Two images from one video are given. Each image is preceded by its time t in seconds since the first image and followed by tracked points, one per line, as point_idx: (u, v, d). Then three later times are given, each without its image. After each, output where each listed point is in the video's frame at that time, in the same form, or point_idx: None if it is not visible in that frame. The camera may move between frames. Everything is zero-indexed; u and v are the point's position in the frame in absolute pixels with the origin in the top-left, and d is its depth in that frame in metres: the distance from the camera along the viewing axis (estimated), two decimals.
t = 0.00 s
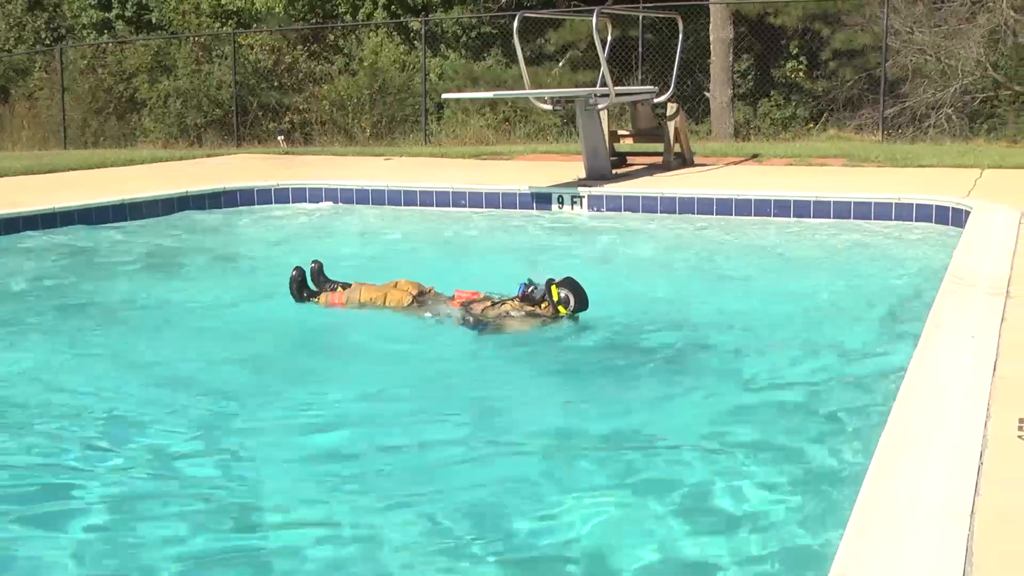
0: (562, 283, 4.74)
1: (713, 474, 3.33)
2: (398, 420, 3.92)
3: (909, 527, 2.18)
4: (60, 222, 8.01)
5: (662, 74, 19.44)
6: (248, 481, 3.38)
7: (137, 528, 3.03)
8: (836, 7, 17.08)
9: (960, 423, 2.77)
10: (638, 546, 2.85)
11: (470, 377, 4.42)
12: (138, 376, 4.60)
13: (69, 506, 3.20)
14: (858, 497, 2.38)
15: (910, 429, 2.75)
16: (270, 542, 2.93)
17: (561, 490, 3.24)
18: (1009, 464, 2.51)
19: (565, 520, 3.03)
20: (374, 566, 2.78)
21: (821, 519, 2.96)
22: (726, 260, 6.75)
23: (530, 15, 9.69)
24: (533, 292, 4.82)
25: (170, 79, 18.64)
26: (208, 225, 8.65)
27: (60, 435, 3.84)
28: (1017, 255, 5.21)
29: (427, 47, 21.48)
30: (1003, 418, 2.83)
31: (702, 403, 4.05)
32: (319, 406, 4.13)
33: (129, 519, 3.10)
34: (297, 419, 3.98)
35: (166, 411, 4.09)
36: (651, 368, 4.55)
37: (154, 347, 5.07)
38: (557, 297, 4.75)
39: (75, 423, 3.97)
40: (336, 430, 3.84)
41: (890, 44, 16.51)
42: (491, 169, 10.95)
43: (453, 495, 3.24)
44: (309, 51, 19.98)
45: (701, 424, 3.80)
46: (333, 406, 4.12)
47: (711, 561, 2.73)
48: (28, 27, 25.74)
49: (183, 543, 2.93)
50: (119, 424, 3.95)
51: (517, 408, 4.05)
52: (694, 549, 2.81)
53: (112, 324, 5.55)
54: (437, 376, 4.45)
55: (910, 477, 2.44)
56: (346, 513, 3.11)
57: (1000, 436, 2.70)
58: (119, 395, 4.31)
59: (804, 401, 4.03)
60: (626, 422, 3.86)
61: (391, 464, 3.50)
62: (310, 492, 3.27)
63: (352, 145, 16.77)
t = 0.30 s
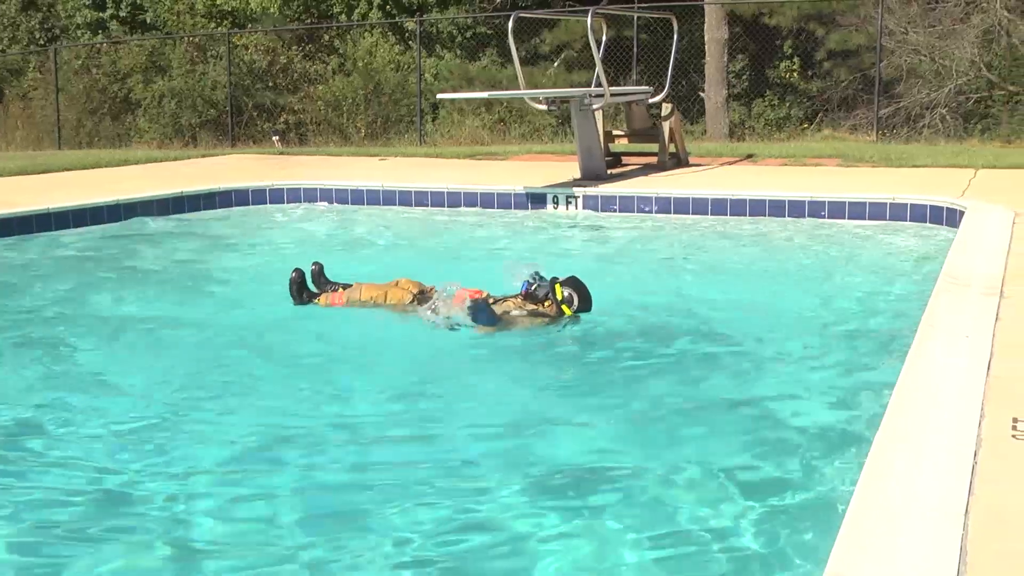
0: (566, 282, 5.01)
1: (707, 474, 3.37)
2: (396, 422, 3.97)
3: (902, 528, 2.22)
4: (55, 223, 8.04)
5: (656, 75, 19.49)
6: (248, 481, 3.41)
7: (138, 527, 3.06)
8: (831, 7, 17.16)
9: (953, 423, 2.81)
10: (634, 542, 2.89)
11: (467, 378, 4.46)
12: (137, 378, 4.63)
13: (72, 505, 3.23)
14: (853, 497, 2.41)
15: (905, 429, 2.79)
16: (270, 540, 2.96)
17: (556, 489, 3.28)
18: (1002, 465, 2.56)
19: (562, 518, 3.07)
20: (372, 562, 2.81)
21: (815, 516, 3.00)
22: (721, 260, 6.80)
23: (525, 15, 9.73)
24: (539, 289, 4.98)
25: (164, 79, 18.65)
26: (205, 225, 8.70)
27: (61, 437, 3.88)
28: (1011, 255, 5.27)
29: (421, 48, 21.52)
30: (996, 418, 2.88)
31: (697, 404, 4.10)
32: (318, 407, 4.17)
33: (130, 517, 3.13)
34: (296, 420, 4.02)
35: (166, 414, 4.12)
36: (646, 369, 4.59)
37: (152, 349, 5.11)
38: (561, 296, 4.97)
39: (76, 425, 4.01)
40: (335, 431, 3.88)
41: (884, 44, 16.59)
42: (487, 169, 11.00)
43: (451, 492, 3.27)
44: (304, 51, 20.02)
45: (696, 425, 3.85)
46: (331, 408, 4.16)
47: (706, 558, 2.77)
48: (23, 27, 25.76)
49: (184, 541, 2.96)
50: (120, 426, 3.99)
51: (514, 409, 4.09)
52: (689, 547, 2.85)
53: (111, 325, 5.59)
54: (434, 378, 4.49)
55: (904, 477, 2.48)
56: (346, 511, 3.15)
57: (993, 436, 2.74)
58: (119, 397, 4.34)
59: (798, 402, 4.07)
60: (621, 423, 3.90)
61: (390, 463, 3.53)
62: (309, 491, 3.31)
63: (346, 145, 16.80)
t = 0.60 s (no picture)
0: (565, 280, 4.99)
1: (701, 474, 3.35)
2: (387, 422, 3.94)
3: (896, 527, 2.20)
4: (50, 223, 8.00)
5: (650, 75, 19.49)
6: (239, 483, 3.38)
7: (126, 531, 3.03)
8: (824, 7, 17.21)
9: (946, 423, 2.80)
10: (628, 545, 2.86)
11: (459, 379, 4.44)
12: (127, 379, 4.59)
13: (60, 508, 3.20)
14: (846, 497, 2.39)
15: (896, 428, 2.78)
16: (260, 544, 2.93)
17: (548, 491, 3.26)
18: (994, 466, 2.55)
19: (554, 520, 3.04)
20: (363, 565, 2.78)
21: (809, 517, 2.97)
22: (714, 260, 6.79)
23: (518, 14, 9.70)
24: (539, 288, 4.96)
25: (156, 79, 18.61)
26: (198, 225, 8.66)
27: (50, 438, 3.84)
28: (1005, 255, 5.26)
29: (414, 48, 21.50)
30: (989, 419, 2.87)
31: (690, 404, 4.07)
32: (308, 409, 4.14)
33: (118, 522, 3.10)
34: (287, 421, 3.99)
35: (155, 415, 4.09)
36: (638, 369, 4.57)
37: (142, 349, 5.07)
38: (561, 295, 4.95)
39: (64, 426, 3.97)
40: (325, 433, 3.85)
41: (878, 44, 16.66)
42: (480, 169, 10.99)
43: (442, 494, 3.25)
44: (297, 51, 20.00)
45: (689, 425, 3.82)
46: (321, 409, 4.13)
47: (699, 562, 2.74)
48: (14, 26, 25.69)
49: (172, 546, 2.93)
50: (109, 427, 3.95)
51: (506, 410, 4.06)
52: (682, 549, 2.82)
53: (103, 325, 5.57)
54: (425, 379, 4.47)
55: (896, 476, 2.47)
56: (336, 513, 3.12)
57: (985, 437, 2.73)
58: (109, 399, 4.31)
59: (791, 400, 4.05)
60: (614, 423, 3.88)
61: (381, 465, 3.50)
62: (299, 493, 3.28)
63: (340, 145, 16.78)
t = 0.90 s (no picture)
0: (563, 275, 4.86)
1: (700, 471, 3.27)
2: (378, 419, 3.86)
3: (891, 528, 2.13)
4: (41, 223, 7.89)
5: (645, 75, 19.40)
6: (226, 481, 3.29)
7: (110, 529, 2.94)
8: (819, 7, 17.15)
9: (937, 422, 2.73)
10: (626, 543, 2.78)
11: (452, 375, 4.36)
12: (115, 377, 4.50)
13: (36, 505, 3.12)
14: (840, 498, 2.32)
15: (891, 428, 2.70)
16: (248, 542, 2.85)
17: (543, 488, 3.18)
18: (988, 465, 2.47)
19: (550, 517, 2.96)
20: (354, 564, 2.70)
21: (810, 513, 2.90)
22: (712, 259, 6.71)
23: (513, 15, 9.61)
24: (536, 288, 4.84)
25: (151, 79, 18.48)
26: (191, 225, 8.57)
27: (34, 435, 3.75)
28: (1001, 255, 5.19)
29: (411, 48, 21.38)
30: (983, 418, 2.80)
31: (687, 402, 4.00)
32: (298, 405, 4.06)
33: (101, 520, 3.01)
34: (276, 418, 3.91)
35: (143, 412, 4.00)
36: (631, 366, 4.50)
37: (131, 348, 4.99)
38: (559, 291, 4.81)
39: (48, 423, 3.88)
40: (315, 429, 3.77)
41: (872, 44, 16.62)
42: (476, 169, 10.90)
43: (434, 492, 3.17)
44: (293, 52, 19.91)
45: (688, 422, 3.75)
46: (312, 406, 4.04)
47: (698, 559, 2.67)
48: (9, 26, 25.55)
49: (157, 543, 2.84)
50: (95, 425, 3.86)
51: (500, 407, 3.98)
52: (681, 547, 2.74)
53: (90, 324, 5.48)
54: (419, 375, 4.38)
55: (892, 476, 2.39)
56: (325, 511, 3.04)
57: (979, 436, 2.66)
58: (95, 397, 4.22)
59: (791, 398, 3.98)
60: (610, 420, 3.80)
61: (372, 462, 3.42)
62: (289, 491, 3.20)
63: (334, 145, 16.72)
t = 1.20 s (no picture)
0: (564, 276, 4.80)
1: (697, 472, 3.27)
2: (377, 420, 3.85)
3: (887, 528, 2.13)
4: (37, 224, 7.88)
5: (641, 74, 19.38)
6: (223, 486, 3.29)
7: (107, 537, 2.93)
8: (816, 7, 17.17)
9: (933, 421, 2.73)
10: (624, 545, 2.78)
11: (448, 374, 4.35)
12: (111, 379, 4.49)
13: (34, 510, 3.12)
14: (837, 499, 2.32)
15: (887, 428, 2.71)
16: (245, 548, 2.85)
17: (541, 491, 3.18)
18: (983, 465, 2.48)
19: (547, 520, 2.96)
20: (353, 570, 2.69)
21: (808, 514, 2.90)
22: (708, 259, 6.72)
23: (508, 14, 9.61)
24: (537, 291, 4.85)
25: (147, 80, 18.44)
26: (187, 225, 8.56)
27: (29, 440, 3.74)
28: (996, 255, 5.20)
29: (408, 46, 21.35)
30: (978, 418, 2.80)
31: (684, 402, 4.00)
32: (293, 406, 4.05)
33: (97, 527, 3.00)
34: (273, 420, 3.90)
35: (140, 415, 3.99)
36: (627, 365, 4.51)
37: (127, 349, 4.98)
38: (561, 293, 4.78)
39: (45, 427, 3.87)
40: (311, 430, 3.77)
41: (867, 44, 16.64)
42: (473, 169, 10.89)
43: (431, 495, 3.16)
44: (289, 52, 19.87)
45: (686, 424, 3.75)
46: (307, 407, 4.04)
47: (697, 562, 2.66)
48: (4, 26, 25.51)
49: (155, 551, 2.84)
50: (91, 428, 3.85)
51: (498, 407, 3.98)
52: (680, 549, 2.74)
53: (86, 325, 5.48)
54: (416, 375, 4.38)
55: (888, 476, 2.40)
56: (322, 514, 3.04)
57: (975, 436, 2.66)
58: (92, 399, 4.21)
59: (787, 398, 3.98)
60: (608, 421, 3.80)
61: (370, 464, 3.42)
62: (287, 497, 3.18)
63: (330, 145, 16.74)
